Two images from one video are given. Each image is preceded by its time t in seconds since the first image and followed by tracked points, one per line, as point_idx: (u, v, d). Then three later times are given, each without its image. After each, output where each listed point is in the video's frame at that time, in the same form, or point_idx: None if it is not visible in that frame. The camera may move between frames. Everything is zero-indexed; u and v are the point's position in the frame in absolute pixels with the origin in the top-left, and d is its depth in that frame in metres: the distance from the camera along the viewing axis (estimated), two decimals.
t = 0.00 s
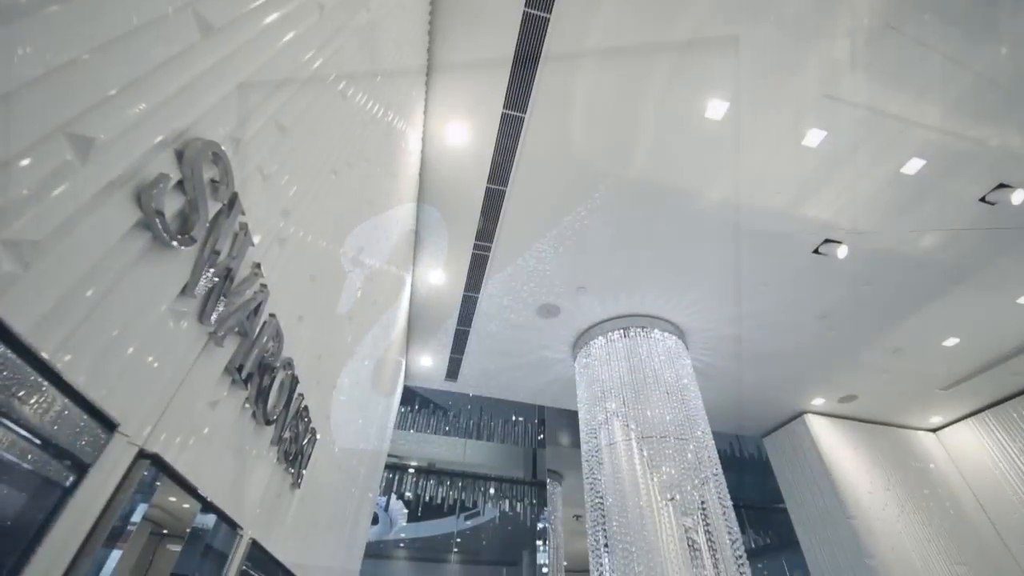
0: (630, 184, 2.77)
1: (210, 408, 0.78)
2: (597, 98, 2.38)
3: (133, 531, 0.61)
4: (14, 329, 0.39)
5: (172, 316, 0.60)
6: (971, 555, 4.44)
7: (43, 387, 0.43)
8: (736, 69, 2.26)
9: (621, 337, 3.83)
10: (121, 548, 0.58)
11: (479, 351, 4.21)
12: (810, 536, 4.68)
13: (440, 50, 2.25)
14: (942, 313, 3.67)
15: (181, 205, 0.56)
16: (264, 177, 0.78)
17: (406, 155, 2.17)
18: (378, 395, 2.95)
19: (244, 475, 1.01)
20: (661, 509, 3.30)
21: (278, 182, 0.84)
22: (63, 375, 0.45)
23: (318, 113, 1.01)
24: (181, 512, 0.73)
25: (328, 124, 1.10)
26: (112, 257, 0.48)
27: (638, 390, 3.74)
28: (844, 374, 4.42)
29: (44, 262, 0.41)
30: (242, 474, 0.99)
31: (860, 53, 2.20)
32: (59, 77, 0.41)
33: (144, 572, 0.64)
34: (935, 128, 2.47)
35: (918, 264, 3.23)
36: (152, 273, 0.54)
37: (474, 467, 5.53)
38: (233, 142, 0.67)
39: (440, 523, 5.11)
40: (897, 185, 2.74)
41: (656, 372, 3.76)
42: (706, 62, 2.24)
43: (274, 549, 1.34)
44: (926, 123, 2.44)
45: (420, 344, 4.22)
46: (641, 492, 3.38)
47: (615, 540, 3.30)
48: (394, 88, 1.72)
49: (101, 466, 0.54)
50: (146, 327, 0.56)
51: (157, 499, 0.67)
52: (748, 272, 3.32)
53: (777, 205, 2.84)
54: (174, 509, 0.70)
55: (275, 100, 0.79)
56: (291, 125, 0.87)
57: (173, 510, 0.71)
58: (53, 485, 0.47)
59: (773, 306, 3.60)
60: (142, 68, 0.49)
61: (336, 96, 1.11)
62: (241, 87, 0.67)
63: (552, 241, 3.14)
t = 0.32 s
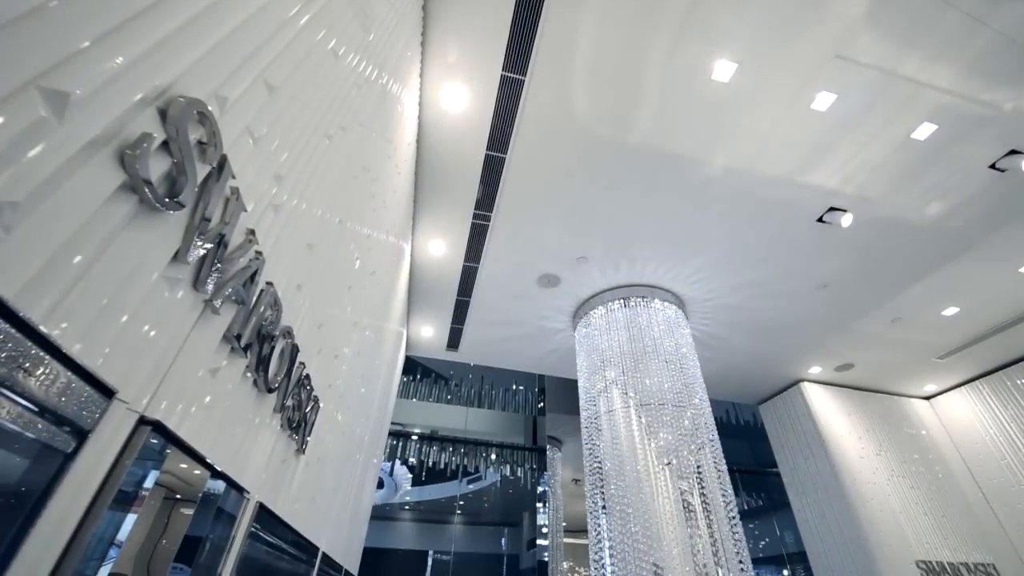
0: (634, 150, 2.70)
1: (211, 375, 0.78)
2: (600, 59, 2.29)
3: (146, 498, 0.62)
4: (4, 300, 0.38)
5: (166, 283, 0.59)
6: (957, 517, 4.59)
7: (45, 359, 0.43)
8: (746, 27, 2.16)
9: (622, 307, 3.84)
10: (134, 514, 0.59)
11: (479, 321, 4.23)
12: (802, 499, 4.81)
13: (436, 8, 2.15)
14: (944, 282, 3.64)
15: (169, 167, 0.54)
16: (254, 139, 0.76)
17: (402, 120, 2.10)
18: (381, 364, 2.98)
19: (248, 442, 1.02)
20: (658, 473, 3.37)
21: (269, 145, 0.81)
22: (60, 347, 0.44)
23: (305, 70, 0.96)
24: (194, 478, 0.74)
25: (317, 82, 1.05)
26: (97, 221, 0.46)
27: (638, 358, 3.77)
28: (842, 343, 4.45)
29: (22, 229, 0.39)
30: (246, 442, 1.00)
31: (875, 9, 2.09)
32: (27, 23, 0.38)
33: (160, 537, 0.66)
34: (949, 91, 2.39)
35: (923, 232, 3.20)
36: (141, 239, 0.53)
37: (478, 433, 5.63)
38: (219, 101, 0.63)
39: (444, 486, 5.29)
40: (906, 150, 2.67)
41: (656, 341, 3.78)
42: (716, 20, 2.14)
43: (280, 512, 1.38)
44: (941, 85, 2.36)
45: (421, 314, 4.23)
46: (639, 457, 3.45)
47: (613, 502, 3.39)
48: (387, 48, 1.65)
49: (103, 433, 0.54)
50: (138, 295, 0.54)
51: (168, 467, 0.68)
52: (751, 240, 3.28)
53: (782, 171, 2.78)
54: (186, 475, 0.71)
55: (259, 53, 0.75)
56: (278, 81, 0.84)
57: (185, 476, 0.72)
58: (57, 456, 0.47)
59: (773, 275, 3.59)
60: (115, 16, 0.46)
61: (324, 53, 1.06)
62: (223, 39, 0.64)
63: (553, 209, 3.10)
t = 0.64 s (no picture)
0: (637, 120, 2.64)
1: (210, 347, 0.78)
2: (603, 23, 2.20)
3: (155, 469, 0.64)
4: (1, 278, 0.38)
5: (158, 254, 0.58)
6: (947, 486, 4.70)
7: (46, 336, 0.43)
8: None
9: (622, 281, 3.83)
10: (142, 484, 0.61)
11: (479, 295, 4.23)
12: (796, 469, 4.92)
13: None
14: (946, 255, 3.62)
15: (153, 132, 0.52)
16: (243, 104, 0.73)
17: (398, 89, 2.05)
18: (381, 337, 2.99)
19: (252, 413, 1.03)
20: (656, 444, 3.43)
21: (259, 111, 0.79)
22: (58, 322, 0.44)
23: (297, 34, 0.92)
24: (201, 450, 0.77)
25: (308, 46, 1.01)
26: (80, 189, 0.45)
27: (638, 332, 3.78)
28: (840, 317, 4.46)
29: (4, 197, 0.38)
30: (249, 413, 1.01)
31: None
32: None
33: (170, 507, 0.68)
34: (963, 57, 2.31)
35: (928, 204, 3.16)
36: (130, 207, 0.52)
37: (479, 406, 5.74)
38: (204, 63, 0.61)
39: (446, 457, 5.41)
40: (915, 120, 2.61)
41: (655, 315, 3.78)
42: None
43: (285, 481, 1.42)
44: (955, 51, 2.28)
45: (421, 288, 4.23)
46: (637, 428, 3.50)
47: (611, 472, 3.46)
48: (380, 12, 1.59)
49: (103, 405, 0.54)
50: (130, 266, 0.53)
51: (175, 439, 0.69)
52: (753, 214, 3.25)
53: (787, 141, 2.73)
54: (194, 448, 0.73)
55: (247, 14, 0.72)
56: (268, 46, 0.80)
57: (193, 448, 0.74)
58: (57, 426, 0.47)
59: (775, 249, 3.57)
60: None
61: (315, 14, 1.01)
62: None
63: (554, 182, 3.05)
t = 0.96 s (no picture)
0: (640, 90, 2.57)
1: (208, 322, 0.78)
2: None
3: (161, 443, 0.66)
4: None
5: (149, 225, 0.57)
6: (939, 458, 4.80)
7: (46, 314, 0.43)
8: None
9: (623, 256, 3.82)
10: (150, 458, 0.63)
11: (480, 271, 4.22)
12: (791, 442, 5.02)
13: None
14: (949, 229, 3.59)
15: (138, 97, 0.50)
16: (231, 71, 0.70)
17: (394, 57, 1.99)
18: (382, 313, 3.00)
19: (254, 387, 1.04)
20: (654, 417, 3.48)
21: (249, 78, 0.76)
22: (57, 300, 0.44)
23: None
24: (208, 425, 0.79)
25: (299, 10, 0.97)
26: (63, 156, 0.43)
27: (638, 307, 3.78)
28: (841, 292, 4.46)
29: None
30: (251, 387, 1.02)
31: None
32: None
33: (179, 479, 0.72)
34: (978, 22, 2.23)
35: (935, 177, 3.11)
36: (118, 175, 0.50)
37: (480, 381, 5.85)
38: (188, 24, 0.58)
39: (448, 431, 5.52)
40: (925, 89, 2.54)
41: (656, 290, 3.78)
42: None
43: (290, 454, 1.45)
44: (970, 15, 2.20)
45: (421, 264, 4.22)
46: (636, 401, 3.55)
47: (610, 444, 3.52)
48: None
49: (102, 379, 0.54)
50: (121, 238, 0.52)
51: (181, 414, 0.71)
52: (756, 187, 3.21)
53: (793, 112, 2.67)
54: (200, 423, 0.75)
55: None
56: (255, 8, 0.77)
57: (199, 423, 0.76)
58: (54, 400, 0.46)
59: (777, 224, 3.54)
60: None
61: None
62: None
63: (554, 155, 3.00)
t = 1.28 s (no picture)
0: (643, 60, 2.50)
1: (204, 297, 0.77)
2: None
3: (168, 421, 0.68)
4: None
5: (139, 196, 0.56)
6: (933, 432, 4.88)
7: (46, 293, 0.43)
8: None
9: (624, 233, 3.79)
10: (157, 434, 0.65)
11: (479, 247, 4.20)
12: (788, 416, 5.09)
13: None
14: (955, 204, 3.54)
15: (119, 60, 0.48)
16: (218, 36, 0.68)
17: (389, 24, 1.93)
18: (382, 290, 2.99)
19: (255, 363, 1.05)
20: (653, 392, 3.51)
21: (237, 45, 0.73)
22: (54, 278, 0.44)
23: None
24: (212, 402, 0.82)
25: None
26: (45, 123, 0.42)
27: (638, 283, 3.78)
28: (842, 268, 4.44)
29: None
30: (252, 363, 1.02)
31: None
32: None
33: (187, 454, 0.74)
34: None
35: (942, 151, 3.05)
36: (103, 145, 0.49)
37: (480, 357, 5.89)
38: None
39: (450, 406, 5.60)
40: (937, 59, 2.47)
41: (657, 266, 3.77)
42: None
43: (293, 429, 1.47)
44: None
45: (421, 241, 4.19)
46: (635, 377, 3.58)
47: (609, 418, 3.57)
48: None
49: (98, 353, 0.53)
50: (110, 210, 0.51)
51: (185, 391, 0.72)
52: (760, 161, 3.16)
53: (799, 83, 2.60)
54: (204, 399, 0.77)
55: None
56: None
57: (204, 400, 0.78)
58: (51, 373, 0.46)
59: (779, 199, 3.50)
60: None
61: None
62: None
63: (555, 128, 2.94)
